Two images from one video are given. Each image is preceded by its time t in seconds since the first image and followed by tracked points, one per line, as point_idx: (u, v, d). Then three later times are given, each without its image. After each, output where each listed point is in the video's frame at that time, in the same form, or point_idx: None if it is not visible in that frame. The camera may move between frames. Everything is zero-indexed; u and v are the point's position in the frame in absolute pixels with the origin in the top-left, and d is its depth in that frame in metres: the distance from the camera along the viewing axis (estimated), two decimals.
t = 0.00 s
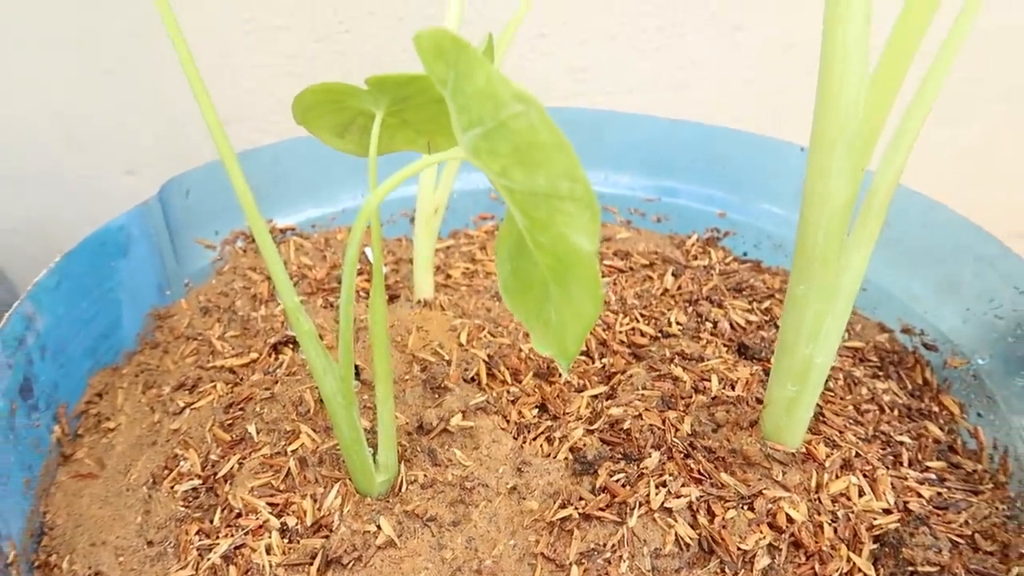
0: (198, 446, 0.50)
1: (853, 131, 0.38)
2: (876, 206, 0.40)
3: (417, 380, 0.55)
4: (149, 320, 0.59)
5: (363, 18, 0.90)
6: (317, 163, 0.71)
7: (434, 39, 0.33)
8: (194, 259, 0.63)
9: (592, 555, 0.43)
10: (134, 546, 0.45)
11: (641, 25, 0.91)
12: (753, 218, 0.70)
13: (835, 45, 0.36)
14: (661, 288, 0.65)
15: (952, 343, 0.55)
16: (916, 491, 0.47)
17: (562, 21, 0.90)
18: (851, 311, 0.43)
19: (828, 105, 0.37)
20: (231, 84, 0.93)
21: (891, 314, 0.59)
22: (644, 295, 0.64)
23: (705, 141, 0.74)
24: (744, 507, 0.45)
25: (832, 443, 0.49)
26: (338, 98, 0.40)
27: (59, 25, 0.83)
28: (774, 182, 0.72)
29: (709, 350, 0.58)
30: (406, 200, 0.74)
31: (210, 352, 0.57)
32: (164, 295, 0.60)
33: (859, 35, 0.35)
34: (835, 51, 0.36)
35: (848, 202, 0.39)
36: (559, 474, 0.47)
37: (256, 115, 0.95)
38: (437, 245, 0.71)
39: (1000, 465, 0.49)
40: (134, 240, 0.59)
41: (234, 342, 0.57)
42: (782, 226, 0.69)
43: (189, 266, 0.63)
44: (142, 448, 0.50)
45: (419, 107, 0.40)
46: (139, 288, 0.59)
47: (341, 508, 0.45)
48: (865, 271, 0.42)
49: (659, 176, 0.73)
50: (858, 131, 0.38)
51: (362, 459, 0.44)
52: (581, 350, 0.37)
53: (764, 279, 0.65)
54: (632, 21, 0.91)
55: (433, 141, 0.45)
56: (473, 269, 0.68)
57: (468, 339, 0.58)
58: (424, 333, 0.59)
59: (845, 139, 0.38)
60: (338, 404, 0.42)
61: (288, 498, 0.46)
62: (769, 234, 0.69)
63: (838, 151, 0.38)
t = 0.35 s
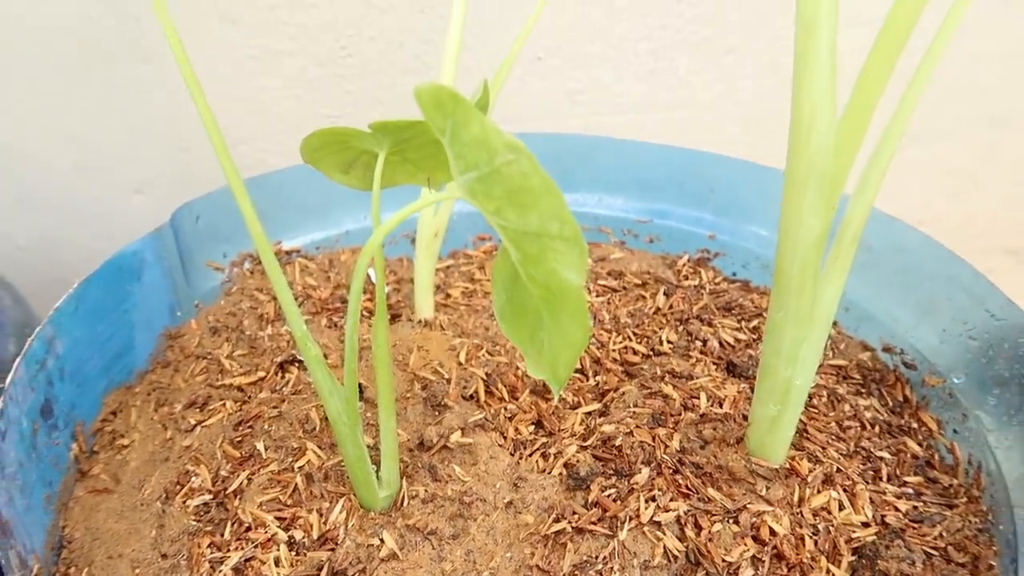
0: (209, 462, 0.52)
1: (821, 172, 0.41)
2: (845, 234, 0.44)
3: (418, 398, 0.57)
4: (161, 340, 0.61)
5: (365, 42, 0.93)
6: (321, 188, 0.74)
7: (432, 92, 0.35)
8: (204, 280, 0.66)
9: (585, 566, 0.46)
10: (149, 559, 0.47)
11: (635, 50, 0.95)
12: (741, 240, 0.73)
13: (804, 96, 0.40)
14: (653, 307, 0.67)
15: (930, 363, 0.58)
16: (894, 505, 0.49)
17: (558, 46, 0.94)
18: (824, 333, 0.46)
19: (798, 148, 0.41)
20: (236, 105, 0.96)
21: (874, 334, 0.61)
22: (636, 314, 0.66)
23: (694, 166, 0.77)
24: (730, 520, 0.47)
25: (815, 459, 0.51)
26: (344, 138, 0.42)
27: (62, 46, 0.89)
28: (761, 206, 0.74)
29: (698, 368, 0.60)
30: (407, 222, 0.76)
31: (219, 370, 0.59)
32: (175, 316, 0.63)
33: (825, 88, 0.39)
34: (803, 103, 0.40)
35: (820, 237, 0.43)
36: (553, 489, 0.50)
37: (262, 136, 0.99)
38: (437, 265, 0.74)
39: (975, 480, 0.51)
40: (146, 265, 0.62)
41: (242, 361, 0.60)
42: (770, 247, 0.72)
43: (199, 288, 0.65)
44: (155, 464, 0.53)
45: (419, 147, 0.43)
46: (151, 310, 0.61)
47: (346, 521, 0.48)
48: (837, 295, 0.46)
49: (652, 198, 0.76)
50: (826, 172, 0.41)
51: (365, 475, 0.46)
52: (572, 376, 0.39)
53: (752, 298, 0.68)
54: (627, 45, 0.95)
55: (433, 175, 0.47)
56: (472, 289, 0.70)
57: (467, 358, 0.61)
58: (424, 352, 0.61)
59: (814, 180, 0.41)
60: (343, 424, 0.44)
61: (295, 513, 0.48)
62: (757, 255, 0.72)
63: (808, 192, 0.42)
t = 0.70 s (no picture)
0: (218, 472, 0.55)
1: (798, 196, 0.44)
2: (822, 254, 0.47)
3: (418, 410, 0.59)
4: (171, 354, 0.64)
5: (367, 61, 0.96)
6: (325, 205, 0.77)
7: (433, 123, 0.38)
8: (213, 296, 0.68)
9: (577, 570, 0.48)
10: (163, 564, 0.50)
11: (629, 68, 0.98)
12: (730, 256, 0.75)
13: (782, 121, 0.43)
14: (645, 320, 0.70)
15: (909, 376, 0.60)
16: (872, 512, 0.52)
17: (553, 66, 0.97)
18: (804, 348, 0.49)
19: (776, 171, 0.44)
20: (242, 122, 0.99)
21: (857, 347, 0.64)
22: (629, 328, 0.69)
23: (686, 185, 0.79)
24: (715, 526, 0.50)
25: (797, 467, 0.54)
26: (350, 163, 0.45)
27: (68, 67, 0.93)
28: (750, 223, 0.77)
29: (687, 381, 0.63)
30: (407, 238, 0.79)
31: (227, 383, 0.62)
32: (185, 331, 0.65)
33: (802, 114, 0.42)
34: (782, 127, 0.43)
35: (798, 257, 0.45)
36: (547, 497, 0.52)
37: (265, 154, 1.02)
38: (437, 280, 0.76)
39: (949, 488, 0.53)
40: (158, 282, 0.64)
41: (249, 375, 0.62)
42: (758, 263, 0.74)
43: (208, 303, 0.67)
44: (168, 473, 0.55)
45: (420, 173, 0.45)
46: (163, 325, 0.64)
47: (350, 528, 0.50)
48: (815, 313, 0.48)
49: (644, 215, 0.78)
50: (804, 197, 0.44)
51: (369, 485, 0.49)
52: (563, 390, 0.41)
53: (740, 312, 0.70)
54: (621, 64, 0.98)
55: (433, 197, 0.49)
56: (470, 303, 0.73)
57: (465, 371, 0.63)
58: (424, 366, 0.64)
59: (792, 202, 0.44)
60: (348, 436, 0.47)
61: (302, 520, 0.51)
62: (745, 271, 0.74)
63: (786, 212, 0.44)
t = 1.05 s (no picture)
0: (226, 478, 0.57)
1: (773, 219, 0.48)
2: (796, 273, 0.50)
3: (418, 418, 0.62)
4: (180, 365, 0.66)
5: (368, 78, 0.99)
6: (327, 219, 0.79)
7: (429, 154, 0.40)
8: (219, 309, 0.70)
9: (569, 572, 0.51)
10: (175, 567, 0.52)
11: (623, 85, 1.01)
12: (719, 268, 0.78)
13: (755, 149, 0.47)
14: (637, 331, 0.72)
15: (888, 385, 0.63)
16: (850, 516, 0.54)
17: (548, 82, 1.00)
18: (783, 361, 0.52)
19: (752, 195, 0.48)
20: (245, 138, 1.01)
21: (839, 357, 0.67)
22: (621, 338, 0.71)
23: (674, 201, 0.80)
24: (701, 530, 0.53)
25: (781, 473, 0.57)
26: (351, 189, 0.47)
27: (75, 85, 0.95)
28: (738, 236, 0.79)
29: (677, 390, 0.65)
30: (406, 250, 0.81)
31: (234, 393, 0.64)
32: (193, 342, 0.68)
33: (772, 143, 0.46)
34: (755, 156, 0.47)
35: (773, 276, 0.49)
36: (541, 502, 0.55)
37: (269, 168, 1.04)
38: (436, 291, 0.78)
39: (925, 492, 0.56)
40: (168, 296, 0.66)
41: (255, 385, 0.65)
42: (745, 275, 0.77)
43: (215, 316, 0.70)
44: (178, 480, 0.58)
45: (418, 196, 0.47)
46: (172, 337, 0.66)
47: (353, 532, 0.53)
48: (792, 326, 0.51)
49: (636, 229, 0.81)
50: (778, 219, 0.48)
51: (371, 491, 0.52)
52: (555, 401, 0.44)
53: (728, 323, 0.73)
54: (615, 81, 1.00)
55: (430, 218, 0.51)
56: (468, 314, 0.75)
57: (463, 381, 0.66)
58: (424, 376, 0.66)
59: (766, 224, 0.48)
60: (351, 444, 0.49)
61: (307, 524, 0.53)
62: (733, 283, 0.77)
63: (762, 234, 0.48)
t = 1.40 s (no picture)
0: (236, 484, 0.59)
1: (760, 235, 0.50)
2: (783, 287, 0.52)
3: (420, 426, 0.64)
4: (191, 374, 0.69)
5: (371, 93, 1.02)
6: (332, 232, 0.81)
7: (436, 175, 0.43)
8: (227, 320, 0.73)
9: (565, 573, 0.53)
10: (187, 568, 0.55)
11: (620, 98, 1.03)
12: (712, 280, 0.80)
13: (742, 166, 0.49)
14: (632, 341, 0.75)
15: (872, 394, 0.65)
16: (834, 519, 0.57)
17: (547, 96, 1.03)
18: (770, 371, 0.54)
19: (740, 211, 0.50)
20: (251, 151, 1.04)
21: (828, 366, 0.69)
22: (616, 347, 0.74)
23: (669, 214, 0.82)
24: (691, 532, 0.55)
25: (768, 478, 0.59)
26: (360, 206, 0.49)
27: (86, 99, 0.98)
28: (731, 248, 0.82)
29: (670, 399, 0.68)
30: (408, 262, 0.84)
31: (243, 401, 0.67)
32: (203, 353, 0.70)
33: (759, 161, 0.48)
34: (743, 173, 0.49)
35: (761, 289, 0.51)
36: (538, 506, 0.57)
37: (274, 180, 1.07)
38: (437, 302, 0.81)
39: (905, 497, 0.59)
40: (180, 308, 0.68)
41: (263, 393, 0.67)
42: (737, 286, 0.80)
43: (223, 327, 0.72)
44: (190, 485, 0.60)
45: (423, 216, 0.50)
46: (183, 348, 0.68)
47: (358, 535, 0.55)
48: (780, 338, 0.54)
49: (631, 241, 0.83)
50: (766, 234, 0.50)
51: (376, 496, 0.54)
52: (552, 409, 0.47)
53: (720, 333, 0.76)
54: (612, 95, 1.03)
55: (434, 234, 0.54)
56: (468, 324, 0.77)
57: (463, 390, 0.68)
58: (426, 385, 0.69)
59: (754, 240, 0.50)
60: (357, 451, 0.52)
61: (314, 528, 0.56)
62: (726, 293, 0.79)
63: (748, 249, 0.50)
